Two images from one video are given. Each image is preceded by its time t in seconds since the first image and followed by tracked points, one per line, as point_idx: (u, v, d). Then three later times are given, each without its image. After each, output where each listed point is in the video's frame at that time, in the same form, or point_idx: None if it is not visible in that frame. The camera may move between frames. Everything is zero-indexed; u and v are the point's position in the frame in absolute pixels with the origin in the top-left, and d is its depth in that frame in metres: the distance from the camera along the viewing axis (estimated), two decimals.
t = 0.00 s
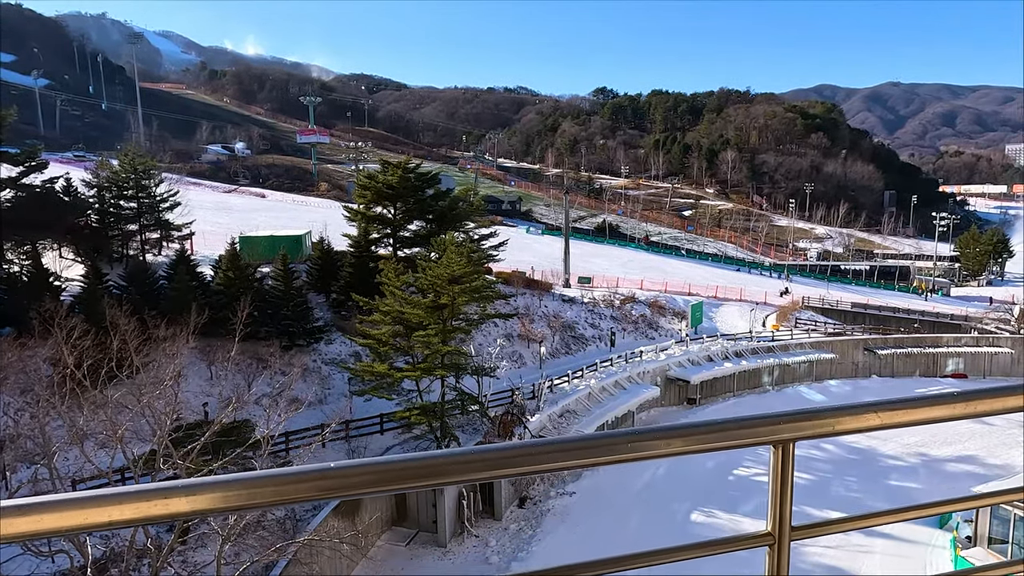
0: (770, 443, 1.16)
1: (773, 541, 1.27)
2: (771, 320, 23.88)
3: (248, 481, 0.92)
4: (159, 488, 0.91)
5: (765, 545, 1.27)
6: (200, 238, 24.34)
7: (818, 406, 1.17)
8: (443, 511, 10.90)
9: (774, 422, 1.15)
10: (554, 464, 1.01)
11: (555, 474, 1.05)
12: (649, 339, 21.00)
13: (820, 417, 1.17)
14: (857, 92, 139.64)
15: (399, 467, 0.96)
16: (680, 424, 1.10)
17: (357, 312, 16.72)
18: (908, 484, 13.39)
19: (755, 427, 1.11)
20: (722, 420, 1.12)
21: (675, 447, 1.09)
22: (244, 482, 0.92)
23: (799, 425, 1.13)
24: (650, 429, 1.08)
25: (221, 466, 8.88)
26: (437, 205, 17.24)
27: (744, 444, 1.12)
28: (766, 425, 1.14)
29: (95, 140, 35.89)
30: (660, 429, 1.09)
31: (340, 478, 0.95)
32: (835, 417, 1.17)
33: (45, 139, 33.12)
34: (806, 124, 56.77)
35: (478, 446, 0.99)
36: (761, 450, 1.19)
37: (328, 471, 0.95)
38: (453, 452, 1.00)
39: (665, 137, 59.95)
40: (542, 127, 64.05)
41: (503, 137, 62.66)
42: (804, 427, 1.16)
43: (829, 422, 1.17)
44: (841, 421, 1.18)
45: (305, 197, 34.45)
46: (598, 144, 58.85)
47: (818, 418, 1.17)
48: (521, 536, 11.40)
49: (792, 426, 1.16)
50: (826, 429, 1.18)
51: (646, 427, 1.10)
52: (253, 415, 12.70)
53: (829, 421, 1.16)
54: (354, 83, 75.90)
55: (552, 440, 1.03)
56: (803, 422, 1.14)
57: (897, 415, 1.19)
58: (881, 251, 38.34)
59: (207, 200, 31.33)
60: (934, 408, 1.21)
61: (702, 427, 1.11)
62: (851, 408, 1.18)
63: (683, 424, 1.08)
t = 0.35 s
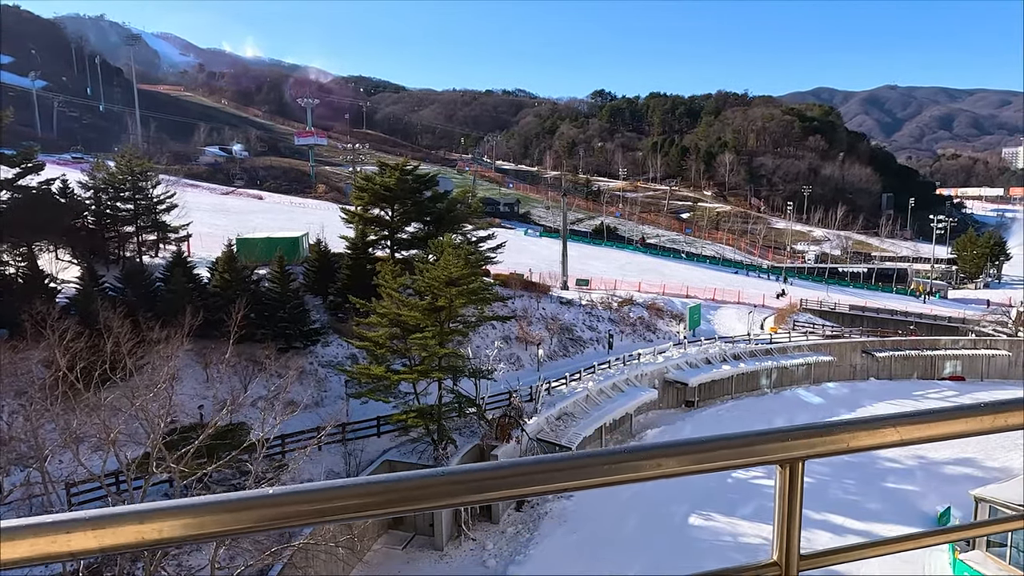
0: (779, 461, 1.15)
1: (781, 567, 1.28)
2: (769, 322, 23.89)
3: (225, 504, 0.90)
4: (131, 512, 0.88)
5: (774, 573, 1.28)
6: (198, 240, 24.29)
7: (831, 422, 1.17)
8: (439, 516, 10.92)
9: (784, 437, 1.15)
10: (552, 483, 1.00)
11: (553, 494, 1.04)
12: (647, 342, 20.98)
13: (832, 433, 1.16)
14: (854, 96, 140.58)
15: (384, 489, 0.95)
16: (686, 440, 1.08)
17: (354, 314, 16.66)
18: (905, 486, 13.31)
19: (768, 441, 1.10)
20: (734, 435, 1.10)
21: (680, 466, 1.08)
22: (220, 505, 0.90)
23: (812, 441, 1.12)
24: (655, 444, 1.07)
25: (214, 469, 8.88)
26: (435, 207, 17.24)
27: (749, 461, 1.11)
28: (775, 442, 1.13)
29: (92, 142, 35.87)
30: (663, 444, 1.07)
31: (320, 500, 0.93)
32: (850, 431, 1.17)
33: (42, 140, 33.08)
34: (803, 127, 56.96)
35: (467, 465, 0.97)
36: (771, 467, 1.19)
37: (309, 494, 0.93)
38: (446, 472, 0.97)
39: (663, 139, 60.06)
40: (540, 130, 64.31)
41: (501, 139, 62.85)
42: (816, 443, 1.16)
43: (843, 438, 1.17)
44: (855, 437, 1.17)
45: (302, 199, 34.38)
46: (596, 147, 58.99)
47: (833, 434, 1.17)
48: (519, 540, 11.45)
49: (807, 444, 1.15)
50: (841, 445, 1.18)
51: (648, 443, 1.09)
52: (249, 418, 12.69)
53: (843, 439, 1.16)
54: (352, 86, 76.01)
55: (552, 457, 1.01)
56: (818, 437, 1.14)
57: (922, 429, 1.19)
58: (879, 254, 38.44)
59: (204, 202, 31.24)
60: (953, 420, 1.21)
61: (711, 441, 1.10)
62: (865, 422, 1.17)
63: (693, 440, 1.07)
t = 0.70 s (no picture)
0: (784, 500, 1.26)
1: None
2: (765, 326, 23.94)
3: (290, 544, 1.00)
4: (189, 555, 0.96)
5: None
6: (192, 242, 24.21)
7: (840, 458, 1.28)
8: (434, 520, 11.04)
9: (793, 472, 1.26)
10: (568, 523, 1.11)
11: (575, 533, 1.15)
12: (643, 345, 21.01)
13: (841, 470, 1.27)
14: (849, 99, 141.12)
15: (430, 529, 1.05)
16: (691, 477, 1.20)
17: (350, 317, 16.61)
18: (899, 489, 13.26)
19: (774, 478, 1.21)
20: (739, 472, 1.21)
21: (689, 505, 1.19)
22: (284, 545, 1.00)
23: (818, 481, 1.23)
24: (664, 482, 1.19)
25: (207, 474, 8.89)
26: (431, 210, 17.22)
27: (758, 501, 1.22)
28: (780, 480, 1.24)
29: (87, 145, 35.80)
30: (669, 482, 1.19)
31: (373, 540, 1.03)
32: (856, 468, 1.28)
33: (37, 143, 32.99)
34: (799, 130, 57.12)
35: (505, 505, 1.09)
36: (777, 506, 1.29)
37: (363, 533, 1.03)
38: (470, 513, 1.09)
39: (659, 142, 60.22)
40: (536, 133, 64.40)
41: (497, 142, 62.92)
42: (822, 481, 1.26)
43: (852, 475, 1.28)
44: (863, 474, 1.29)
45: (298, 201, 34.30)
46: (592, 150, 59.06)
47: (840, 471, 1.28)
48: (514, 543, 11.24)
49: (823, 482, 1.26)
50: (851, 482, 1.29)
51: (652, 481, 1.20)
52: (242, 422, 12.65)
53: (854, 476, 1.27)
54: (348, 90, 76.03)
55: (558, 499, 1.12)
56: (825, 473, 1.24)
57: (935, 463, 1.31)
58: (874, 257, 38.59)
59: (199, 205, 31.18)
60: (978, 452, 1.34)
61: (720, 479, 1.21)
62: (872, 461, 1.29)
63: (701, 477, 1.18)
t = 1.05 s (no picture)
0: (799, 532, 1.36)
1: None
2: (758, 330, 24.00)
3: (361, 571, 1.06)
4: None
5: None
6: (184, 246, 24.06)
7: (860, 489, 1.39)
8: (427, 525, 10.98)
9: (814, 500, 1.36)
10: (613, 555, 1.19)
11: (620, 563, 1.23)
12: (637, 349, 21.03)
13: (861, 500, 1.38)
14: (841, 103, 142.19)
15: (487, 555, 1.12)
16: (709, 509, 1.29)
17: (343, 321, 16.47)
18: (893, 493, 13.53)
19: (797, 508, 1.31)
20: (750, 502, 1.30)
21: (694, 540, 1.27)
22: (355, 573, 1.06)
23: (835, 509, 1.33)
24: (689, 515, 1.27)
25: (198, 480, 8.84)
26: (425, 214, 17.20)
27: (789, 530, 1.32)
28: (797, 512, 1.33)
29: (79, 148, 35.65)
30: (693, 514, 1.26)
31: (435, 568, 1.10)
32: (881, 497, 1.40)
33: (27, 146, 32.80)
34: (792, 134, 57.41)
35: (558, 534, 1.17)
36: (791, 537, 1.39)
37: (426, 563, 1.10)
38: (522, 543, 1.16)
39: (652, 146, 60.41)
40: (530, 138, 64.56)
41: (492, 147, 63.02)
42: (843, 510, 1.37)
43: (876, 504, 1.39)
44: (885, 503, 1.41)
45: (291, 205, 34.18)
46: (586, 154, 59.21)
47: (864, 500, 1.39)
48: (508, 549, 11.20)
49: (847, 511, 1.37)
50: (869, 514, 1.41)
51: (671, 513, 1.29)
52: (233, 427, 12.61)
53: (873, 505, 1.38)
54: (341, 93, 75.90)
55: (540, 538, 1.17)
56: (842, 502, 1.35)
57: (950, 491, 1.44)
58: (867, 260, 38.80)
59: (192, 208, 31.04)
60: (990, 479, 1.48)
61: (738, 512, 1.30)
62: (893, 490, 1.40)
63: (720, 509, 1.28)
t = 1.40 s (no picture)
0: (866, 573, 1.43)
1: None
2: (749, 333, 24.09)
3: None
4: None
5: None
6: (173, 249, 23.89)
7: (921, 527, 1.48)
8: (419, 531, 10.91)
9: (876, 539, 1.45)
10: None
11: None
12: (629, 352, 21.06)
13: (922, 537, 1.46)
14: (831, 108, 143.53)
15: None
16: (783, 552, 1.37)
17: (334, 325, 16.35)
18: (884, 496, 13.60)
19: (867, 545, 1.40)
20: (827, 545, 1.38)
21: None
22: None
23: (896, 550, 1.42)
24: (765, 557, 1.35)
25: (188, 486, 8.75)
26: (417, 217, 17.17)
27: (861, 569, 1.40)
28: (862, 552, 1.41)
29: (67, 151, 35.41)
30: (767, 556, 1.35)
31: None
32: (943, 535, 1.48)
33: (14, 148, 32.54)
34: (782, 139, 57.82)
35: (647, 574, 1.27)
36: None
37: None
38: None
39: (643, 150, 60.71)
40: (522, 142, 64.87)
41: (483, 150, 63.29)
42: (905, 552, 1.45)
43: (940, 544, 1.48)
44: (950, 545, 1.49)
45: (282, 208, 34.04)
46: (578, 158, 59.41)
47: (927, 541, 1.48)
48: (500, 553, 11.13)
49: (910, 549, 1.46)
50: (935, 554, 1.49)
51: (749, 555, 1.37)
52: (224, 432, 12.54)
53: (934, 544, 1.47)
54: (333, 97, 75.77)
55: None
56: (905, 542, 1.43)
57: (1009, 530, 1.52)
58: (857, 264, 39.09)
59: (181, 211, 30.88)
60: None
61: (811, 553, 1.39)
62: (953, 529, 1.49)
63: (794, 551, 1.36)
